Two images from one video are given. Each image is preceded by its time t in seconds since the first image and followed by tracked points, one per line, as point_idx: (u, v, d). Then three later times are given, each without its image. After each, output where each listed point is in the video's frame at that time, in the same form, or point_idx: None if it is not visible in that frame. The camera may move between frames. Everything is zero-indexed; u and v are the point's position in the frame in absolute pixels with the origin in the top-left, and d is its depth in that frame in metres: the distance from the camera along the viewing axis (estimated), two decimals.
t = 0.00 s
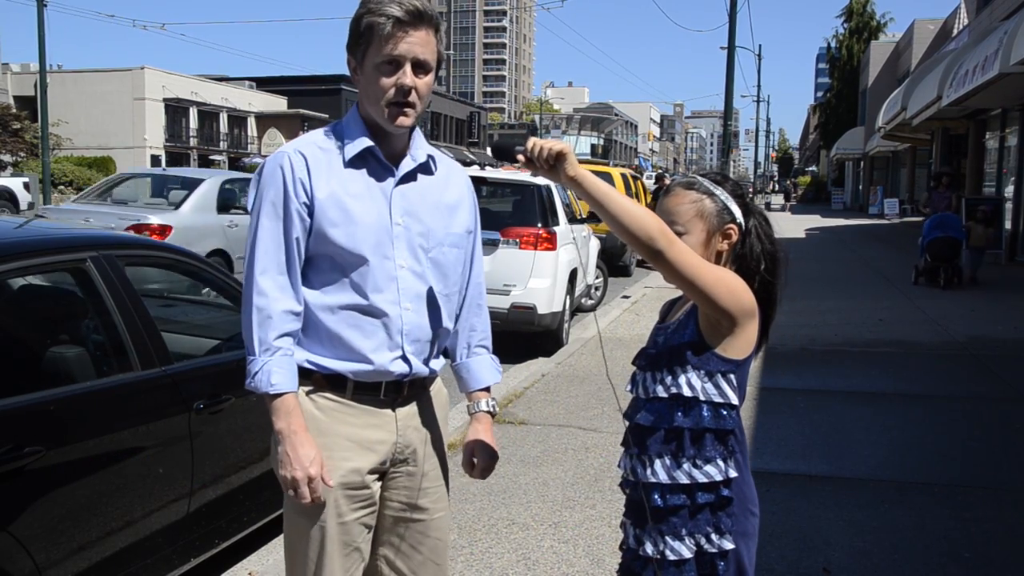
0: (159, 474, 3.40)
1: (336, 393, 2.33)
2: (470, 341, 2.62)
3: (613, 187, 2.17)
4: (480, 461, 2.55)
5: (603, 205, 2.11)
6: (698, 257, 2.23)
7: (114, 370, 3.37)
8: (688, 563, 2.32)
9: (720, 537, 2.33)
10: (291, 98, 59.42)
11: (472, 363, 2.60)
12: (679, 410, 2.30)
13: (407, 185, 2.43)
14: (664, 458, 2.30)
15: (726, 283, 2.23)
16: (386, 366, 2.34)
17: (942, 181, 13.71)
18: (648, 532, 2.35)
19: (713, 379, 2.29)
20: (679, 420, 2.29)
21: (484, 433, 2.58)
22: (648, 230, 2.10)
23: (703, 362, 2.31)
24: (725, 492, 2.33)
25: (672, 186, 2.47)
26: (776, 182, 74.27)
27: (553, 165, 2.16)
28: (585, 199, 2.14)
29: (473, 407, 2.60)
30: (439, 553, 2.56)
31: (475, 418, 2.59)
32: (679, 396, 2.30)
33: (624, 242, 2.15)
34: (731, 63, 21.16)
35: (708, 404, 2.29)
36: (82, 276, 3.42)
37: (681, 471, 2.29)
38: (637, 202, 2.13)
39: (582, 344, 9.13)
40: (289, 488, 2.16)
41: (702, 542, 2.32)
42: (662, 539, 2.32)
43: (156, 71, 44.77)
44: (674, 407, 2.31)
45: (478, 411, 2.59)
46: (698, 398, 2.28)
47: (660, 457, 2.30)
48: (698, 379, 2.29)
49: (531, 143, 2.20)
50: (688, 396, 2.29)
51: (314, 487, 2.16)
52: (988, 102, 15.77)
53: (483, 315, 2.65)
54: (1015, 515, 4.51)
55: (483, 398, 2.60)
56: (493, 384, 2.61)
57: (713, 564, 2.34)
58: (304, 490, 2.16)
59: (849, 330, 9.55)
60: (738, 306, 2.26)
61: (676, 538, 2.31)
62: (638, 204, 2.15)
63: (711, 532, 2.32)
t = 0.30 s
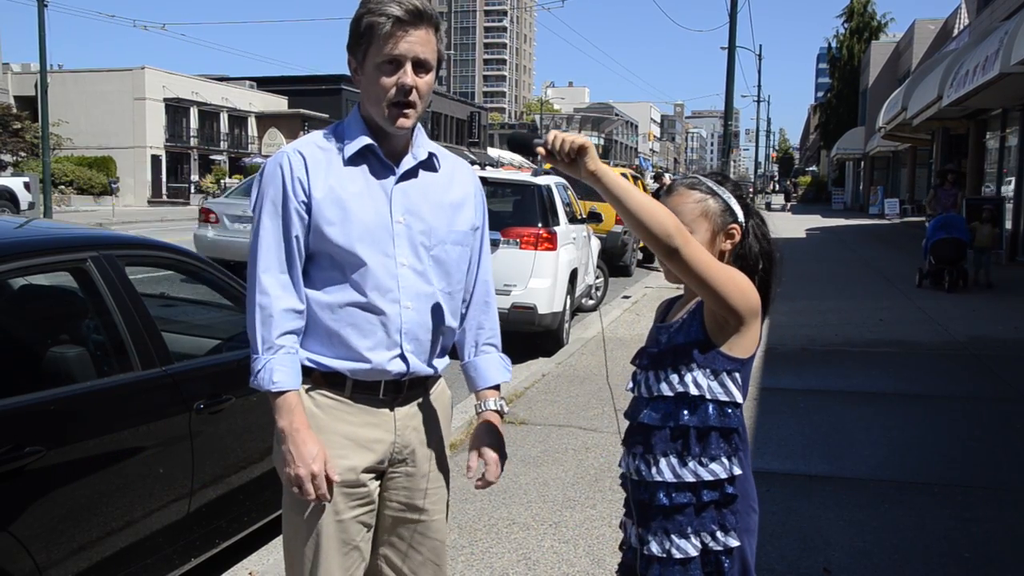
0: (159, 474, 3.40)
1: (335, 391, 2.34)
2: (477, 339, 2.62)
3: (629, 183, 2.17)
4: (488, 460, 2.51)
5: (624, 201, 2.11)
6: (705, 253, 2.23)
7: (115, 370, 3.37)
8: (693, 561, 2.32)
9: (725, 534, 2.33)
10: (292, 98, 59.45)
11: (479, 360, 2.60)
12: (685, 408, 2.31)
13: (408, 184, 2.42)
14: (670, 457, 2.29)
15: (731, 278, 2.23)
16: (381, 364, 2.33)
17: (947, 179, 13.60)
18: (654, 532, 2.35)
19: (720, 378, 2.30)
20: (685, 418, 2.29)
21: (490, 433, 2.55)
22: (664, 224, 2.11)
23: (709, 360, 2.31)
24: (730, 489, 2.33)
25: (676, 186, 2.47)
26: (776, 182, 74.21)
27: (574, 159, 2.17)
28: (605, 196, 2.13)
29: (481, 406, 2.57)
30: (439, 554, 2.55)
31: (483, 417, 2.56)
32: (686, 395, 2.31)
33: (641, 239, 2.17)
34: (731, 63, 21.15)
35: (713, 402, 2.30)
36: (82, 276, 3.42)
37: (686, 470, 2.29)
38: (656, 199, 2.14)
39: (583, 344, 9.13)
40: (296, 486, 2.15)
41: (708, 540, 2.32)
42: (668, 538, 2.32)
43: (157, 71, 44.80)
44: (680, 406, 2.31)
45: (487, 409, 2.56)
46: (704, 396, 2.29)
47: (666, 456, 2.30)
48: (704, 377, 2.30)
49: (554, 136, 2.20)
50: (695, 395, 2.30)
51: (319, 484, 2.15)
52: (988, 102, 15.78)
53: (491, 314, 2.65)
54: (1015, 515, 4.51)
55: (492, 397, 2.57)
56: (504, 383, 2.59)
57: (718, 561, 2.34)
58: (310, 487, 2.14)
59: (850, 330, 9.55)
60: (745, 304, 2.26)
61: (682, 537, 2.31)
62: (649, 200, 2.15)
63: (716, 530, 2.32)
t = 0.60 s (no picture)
0: (160, 474, 3.40)
1: (342, 391, 2.34)
2: (482, 332, 2.62)
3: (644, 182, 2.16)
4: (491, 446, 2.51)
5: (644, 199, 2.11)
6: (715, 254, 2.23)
7: (116, 369, 3.38)
8: (700, 559, 2.33)
9: (731, 532, 2.34)
10: (293, 98, 59.49)
11: (480, 351, 2.59)
12: (692, 407, 2.31)
13: (410, 182, 2.42)
14: (677, 456, 2.29)
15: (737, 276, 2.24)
16: (388, 361, 2.33)
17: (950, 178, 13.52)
18: (660, 532, 2.35)
19: (726, 375, 2.31)
20: (692, 416, 2.30)
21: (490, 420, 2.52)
22: (679, 225, 2.12)
23: (715, 358, 2.31)
24: (735, 486, 2.33)
25: (680, 185, 2.47)
26: (777, 182, 74.15)
27: (594, 157, 2.13)
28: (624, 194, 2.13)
29: (484, 392, 2.55)
30: (444, 554, 2.54)
31: (486, 401, 2.53)
32: (693, 393, 2.31)
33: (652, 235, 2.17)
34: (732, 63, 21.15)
35: (719, 399, 2.31)
36: (83, 276, 3.42)
37: (693, 468, 2.29)
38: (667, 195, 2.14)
39: (583, 344, 9.13)
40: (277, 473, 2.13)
41: (714, 538, 2.33)
42: (675, 536, 2.32)
43: (157, 71, 44.83)
44: (686, 404, 2.31)
45: (489, 394, 2.53)
46: (711, 394, 2.30)
47: (672, 455, 2.30)
48: (710, 375, 2.30)
49: (574, 133, 2.16)
50: (702, 393, 2.30)
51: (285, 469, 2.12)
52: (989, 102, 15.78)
53: (492, 305, 2.65)
54: (1016, 515, 4.50)
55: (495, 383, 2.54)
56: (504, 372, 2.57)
57: (723, 558, 2.35)
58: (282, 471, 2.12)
59: (850, 330, 9.54)
60: (752, 302, 2.27)
61: (689, 535, 2.31)
62: (661, 199, 2.14)
63: (722, 528, 2.33)
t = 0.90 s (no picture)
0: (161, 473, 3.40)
1: (351, 392, 2.33)
2: (472, 320, 2.70)
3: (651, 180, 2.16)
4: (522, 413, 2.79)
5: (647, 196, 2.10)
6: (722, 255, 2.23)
7: (117, 368, 3.37)
8: (699, 557, 2.33)
9: (730, 531, 2.33)
10: (294, 98, 59.49)
11: (480, 338, 2.72)
12: (691, 405, 2.31)
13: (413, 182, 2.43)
14: (676, 454, 2.29)
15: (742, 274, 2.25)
16: (399, 360, 2.33)
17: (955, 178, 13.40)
18: (660, 529, 2.35)
19: (725, 375, 2.31)
20: (692, 414, 2.30)
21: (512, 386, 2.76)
22: (683, 223, 2.12)
23: (714, 357, 2.31)
24: (735, 485, 2.33)
25: (683, 184, 2.47)
26: (778, 181, 74.09)
27: (598, 153, 2.14)
28: (629, 192, 2.11)
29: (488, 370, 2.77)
30: (446, 548, 2.57)
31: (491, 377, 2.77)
32: (693, 390, 2.31)
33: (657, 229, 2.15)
34: (733, 62, 21.15)
35: (718, 398, 2.30)
36: (85, 275, 3.42)
37: (693, 466, 2.29)
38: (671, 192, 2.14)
39: (584, 343, 9.13)
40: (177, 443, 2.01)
41: (713, 537, 2.32)
42: (674, 534, 2.32)
43: (159, 70, 44.85)
44: (686, 402, 2.31)
45: (494, 370, 2.76)
46: (710, 393, 2.30)
47: (672, 454, 2.30)
48: (710, 374, 2.30)
49: (581, 128, 2.17)
50: (701, 391, 2.30)
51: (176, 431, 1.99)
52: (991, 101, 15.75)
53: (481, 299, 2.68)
54: (1017, 516, 4.50)
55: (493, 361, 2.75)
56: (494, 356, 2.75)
57: (723, 557, 2.35)
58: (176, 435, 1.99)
59: (851, 329, 9.54)
60: (752, 303, 2.27)
61: (688, 533, 2.31)
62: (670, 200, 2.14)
63: (721, 526, 2.33)
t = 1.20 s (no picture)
0: (163, 472, 3.40)
1: (358, 393, 2.33)
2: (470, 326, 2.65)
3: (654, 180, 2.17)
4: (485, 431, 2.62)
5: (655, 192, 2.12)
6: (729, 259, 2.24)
7: (118, 368, 3.38)
8: (698, 556, 2.33)
9: (728, 530, 2.33)
10: (295, 97, 59.50)
11: (469, 346, 2.64)
12: (690, 404, 2.30)
13: (416, 182, 2.44)
14: (675, 452, 2.29)
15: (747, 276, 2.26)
16: (407, 361, 2.35)
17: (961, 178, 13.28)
18: (657, 527, 2.35)
19: (724, 374, 2.31)
20: (690, 413, 2.29)
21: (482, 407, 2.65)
22: (685, 222, 2.13)
23: (714, 356, 2.31)
24: (733, 484, 2.33)
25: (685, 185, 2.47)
26: (778, 179, 74.03)
27: (599, 149, 2.14)
28: (629, 187, 2.13)
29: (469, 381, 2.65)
30: (445, 544, 2.58)
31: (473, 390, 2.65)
32: (691, 390, 2.31)
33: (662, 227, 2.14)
34: (735, 62, 21.14)
35: (717, 397, 2.30)
36: (85, 274, 3.42)
37: (691, 465, 2.28)
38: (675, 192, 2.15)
39: (585, 343, 9.13)
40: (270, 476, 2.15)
41: (712, 535, 2.32)
42: (672, 532, 2.32)
43: (159, 70, 44.86)
44: (685, 401, 2.31)
45: (476, 383, 2.64)
46: (709, 392, 2.30)
47: (671, 452, 2.29)
48: (709, 373, 2.30)
49: (582, 123, 2.16)
50: (700, 390, 2.30)
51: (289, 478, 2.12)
52: (993, 101, 15.74)
53: (473, 301, 2.66)
54: (1018, 515, 4.49)
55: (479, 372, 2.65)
56: (489, 363, 2.68)
57: (722, 556, 2.35)
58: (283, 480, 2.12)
59: (852, 329, 9.54)
60: (754, 303, 2.27)
61: (686, 531, 2.31)
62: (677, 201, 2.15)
63: (720, 525, 2.33)
